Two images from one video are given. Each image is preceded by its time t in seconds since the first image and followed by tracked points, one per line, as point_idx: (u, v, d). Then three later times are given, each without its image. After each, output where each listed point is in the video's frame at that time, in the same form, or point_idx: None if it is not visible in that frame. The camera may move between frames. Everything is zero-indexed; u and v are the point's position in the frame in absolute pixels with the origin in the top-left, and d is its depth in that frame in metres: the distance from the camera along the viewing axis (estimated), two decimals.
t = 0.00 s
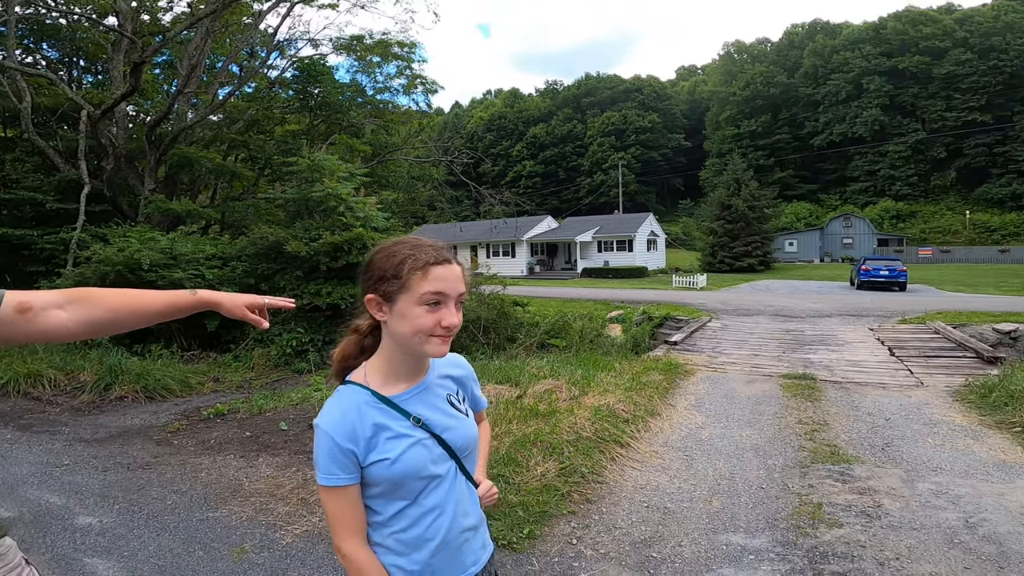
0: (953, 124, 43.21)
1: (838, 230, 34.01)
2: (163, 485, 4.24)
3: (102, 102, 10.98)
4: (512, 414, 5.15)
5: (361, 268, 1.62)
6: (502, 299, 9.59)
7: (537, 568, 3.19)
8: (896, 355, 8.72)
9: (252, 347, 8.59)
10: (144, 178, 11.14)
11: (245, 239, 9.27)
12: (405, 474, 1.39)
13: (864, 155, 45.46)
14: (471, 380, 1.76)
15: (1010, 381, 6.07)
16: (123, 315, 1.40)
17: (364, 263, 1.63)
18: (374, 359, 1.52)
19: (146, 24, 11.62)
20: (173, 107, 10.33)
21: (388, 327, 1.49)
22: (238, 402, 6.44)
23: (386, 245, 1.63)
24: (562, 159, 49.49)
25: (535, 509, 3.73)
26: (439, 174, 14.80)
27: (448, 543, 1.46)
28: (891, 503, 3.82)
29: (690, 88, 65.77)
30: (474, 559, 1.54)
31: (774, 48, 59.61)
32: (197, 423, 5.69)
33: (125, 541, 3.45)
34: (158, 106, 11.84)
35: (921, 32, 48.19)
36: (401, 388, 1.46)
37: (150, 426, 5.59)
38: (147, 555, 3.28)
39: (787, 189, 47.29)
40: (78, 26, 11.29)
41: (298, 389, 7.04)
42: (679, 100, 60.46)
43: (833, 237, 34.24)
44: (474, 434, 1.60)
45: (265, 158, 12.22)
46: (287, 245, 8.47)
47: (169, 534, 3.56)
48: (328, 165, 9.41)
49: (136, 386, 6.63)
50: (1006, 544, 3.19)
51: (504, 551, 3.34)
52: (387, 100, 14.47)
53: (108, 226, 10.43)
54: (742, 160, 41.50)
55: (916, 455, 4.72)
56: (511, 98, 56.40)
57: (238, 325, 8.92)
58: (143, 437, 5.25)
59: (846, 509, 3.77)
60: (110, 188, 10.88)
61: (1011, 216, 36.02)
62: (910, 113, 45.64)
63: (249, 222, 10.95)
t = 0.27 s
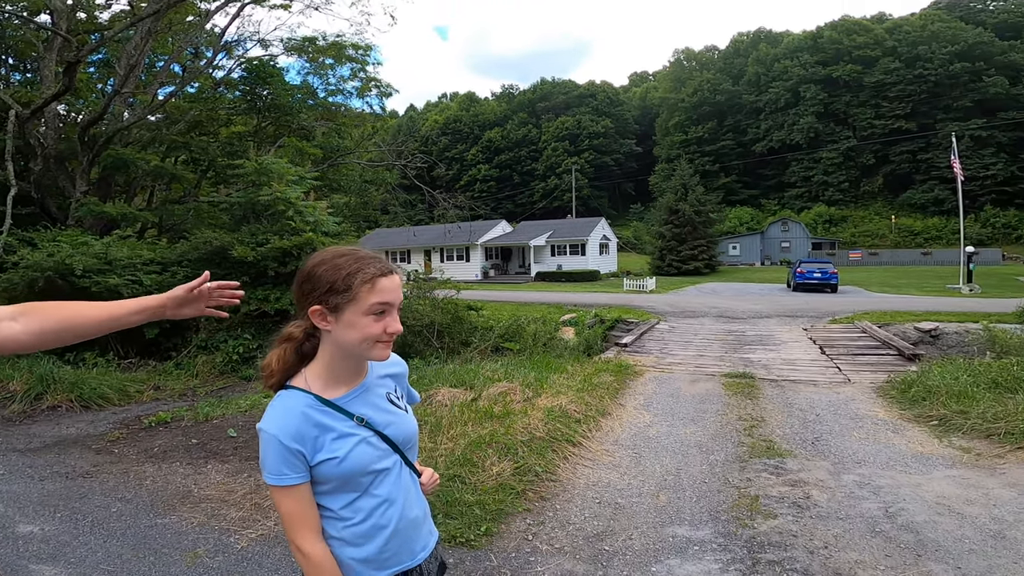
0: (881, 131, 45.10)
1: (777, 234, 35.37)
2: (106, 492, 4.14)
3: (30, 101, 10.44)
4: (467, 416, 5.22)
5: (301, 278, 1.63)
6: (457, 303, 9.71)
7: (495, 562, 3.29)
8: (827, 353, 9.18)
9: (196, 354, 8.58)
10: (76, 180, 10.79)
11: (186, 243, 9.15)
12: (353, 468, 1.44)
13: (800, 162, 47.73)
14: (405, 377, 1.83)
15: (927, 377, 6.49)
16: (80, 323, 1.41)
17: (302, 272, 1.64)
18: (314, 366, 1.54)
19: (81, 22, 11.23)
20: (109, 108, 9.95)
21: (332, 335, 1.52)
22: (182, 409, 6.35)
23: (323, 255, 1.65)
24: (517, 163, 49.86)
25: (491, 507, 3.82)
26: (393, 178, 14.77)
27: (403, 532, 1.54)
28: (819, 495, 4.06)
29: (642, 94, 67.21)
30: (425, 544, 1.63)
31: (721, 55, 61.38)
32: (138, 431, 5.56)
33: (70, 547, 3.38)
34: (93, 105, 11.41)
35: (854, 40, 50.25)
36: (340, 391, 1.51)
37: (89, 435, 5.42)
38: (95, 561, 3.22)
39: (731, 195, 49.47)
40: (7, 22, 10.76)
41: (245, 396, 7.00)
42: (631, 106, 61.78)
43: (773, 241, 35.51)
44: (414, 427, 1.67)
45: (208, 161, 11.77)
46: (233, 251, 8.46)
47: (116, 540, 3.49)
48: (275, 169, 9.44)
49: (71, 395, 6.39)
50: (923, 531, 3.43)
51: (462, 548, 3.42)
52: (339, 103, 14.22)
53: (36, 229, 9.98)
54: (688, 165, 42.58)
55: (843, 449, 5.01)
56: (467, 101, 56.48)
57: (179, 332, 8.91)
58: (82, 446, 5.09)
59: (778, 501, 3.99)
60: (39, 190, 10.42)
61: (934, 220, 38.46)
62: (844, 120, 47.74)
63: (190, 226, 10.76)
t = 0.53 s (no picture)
0: (826, 140, 46.77)
1: (730, 240, 36.47)
2: (48, 500, 4.02)
3: None
4: (426, 420, 5.25)
5: (255, 285, 1.61)
6: (416, 308, 9.77)
7: (456, 561, 3.35)
8: (772, 356, 9.55)
9: (140, 361, 8.44)
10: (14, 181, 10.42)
11: (130, 246, 8.96)
12: (311, 466, 1.48)
13: (751, 170, 49.55)
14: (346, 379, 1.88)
15: (862, 378, 6.83)
16: (28, 336, 1.40)
17: (255, 280, 1.62)
18: (271, 371, 1.55)
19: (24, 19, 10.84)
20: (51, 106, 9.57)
21: (292, 343, 1.54)
22: (127, 416, 6.23)
23: (277, 263, 1.65)
24: (479, 168, 49.94)
25: (452, 508, 3.88)
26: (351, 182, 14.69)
27: (358, 525, 1.60)
28: (762, 491, 4.25)
29: (602, 100, 68.19)
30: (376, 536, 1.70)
31: (679, 63, 62.69)
32: (81, 439, 5.40)
33: (12, 554, 3.30)
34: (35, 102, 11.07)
35: (803, 50, 51.96)
36: (294, 394, 1.55)
37: (29, 443, 5.24)
38: (41, 567, 3.15)
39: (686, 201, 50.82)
40: None
41: (194, 403, 6.94)
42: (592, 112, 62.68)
43: (725, 247, 36.58)
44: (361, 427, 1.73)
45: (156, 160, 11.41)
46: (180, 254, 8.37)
47: (63, 545, 3.42)
48: (228, 171, 9.30)
49: (10, 403, 6.15)
50: (856, 525, 3.63)
51: (423, 548, 3.46)
52: (297, 105, 14.09)
53: None
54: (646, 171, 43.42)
55: (786, 448, 5.24)
56: (430, 104, 56.33)
57: (123, 338, 8.84)
58: (21, 454, 4.92)
59: (725, 498, 4.16)
60: None
61: (872, 228, 40.72)
62: (794, 128, 49.45)
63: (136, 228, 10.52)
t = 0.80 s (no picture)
0: (785, 149, 48.11)
1: (693, 247, 37.25)
2: None
3: None
4: (392, 427, 5.26)
5: (222, 300, 1.57)
6: (382, 315, 9.76)
7: (423, 566, 3.37)
8: (731, 361, 9.82)
9: (90, 368, 8.30)
10: None
11: (82, 251, 8.79)
12: (273, 472, 1.52)
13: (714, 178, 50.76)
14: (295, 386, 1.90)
15: (814, 382, 7.09)
16: None
17: (221, 293, 1.58)
18: (239, 384, 1.55)
19: None
20: None
21: (266, 357, 1.55)
22: (79, 424, 6.17)
23: (241, 276, 1.63)
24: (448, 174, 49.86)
25: (418, 514, 3.90)
26: (317, 188, 14.58)
27: (318, 527, 1.67)
28: (720, 493, 4.39)
29: (571, 108, 68.84)
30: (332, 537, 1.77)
31: (646, 71, 63.66)
32: (29, 447, 5.33)
33: None
34: None
35: (764, 60, 53.27)
36: (256, 403, 1.57)
37: None
38: None
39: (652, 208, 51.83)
40: None
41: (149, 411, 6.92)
42: (561, 119, 63.30)
43: (688, 254, 37.34)
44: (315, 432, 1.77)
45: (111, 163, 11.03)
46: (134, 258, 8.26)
47: (15, 554, 3.41)
48: (187, 175, 9.42)
49: None
50: (806, 525, 3.77)
51: (390, 554, 3.48)
52: (261, 108, 14.01)
53: None
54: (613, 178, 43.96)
55: (743, 451, 5.40)
56: (400, 108, 56.12)
57: (72, 346, 8.85)
58: None
59: (685, 500, 4.28)
60: None
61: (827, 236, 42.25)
62: (756, 137, 50.72)
63: (86, 233, 10.30)
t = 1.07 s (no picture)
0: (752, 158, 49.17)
1: (664, 254, 37.85)
2: None
3: None
4: (364, 435, 5.25)
5: (201, 311, 1.57)
6: (353, 322, 9.70)
7: (398, 572, 3.39)
8: (700, 367, 10.02)
9: (49, 376, 8.13)
10: None
11: (39, 256, 8.54)
12: (250, 478, 1.54)
13: (684, 186, 51.66)
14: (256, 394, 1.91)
15: (778, 387, 7.29)
16: None
17: (197, 305, 1.58)
18: (215, 393, 1.56)
19: None
20: None
21: (246, 368, 1.58)
22: (38, 433, 6.22)
23: (216, 288, 1.63)
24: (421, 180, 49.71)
25: (392, 521, 3.91)
26: (287, 193, 14.40)
27: (291, 530, 1.70)
28: (688, 497, 4.50)
29: (546, 115, 69.30)
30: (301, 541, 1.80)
31: (619, 80, 64.48)
32: None
33: None
34: None
35: (734, 70, 54.36)
36: (229, 413, 1.59)
37: None
38: None
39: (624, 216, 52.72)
40: None
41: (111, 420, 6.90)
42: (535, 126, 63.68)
43: (660, 261, 37.89)
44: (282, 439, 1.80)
45: (71, 166, 10.58)
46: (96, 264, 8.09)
47: None
48: (152, 180, 9.29)
49: None
50: (771, 528, 3.89)
51: (365, 560, 3.49)
52: (230, 112, 13.79)
53: None
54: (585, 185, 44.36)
55: (711, 455, 5.54)
56: (374, 113, 55.78)
57: (28, 354, 8.67)
58: None
59: (655, 504, 4.38)
60: None
61: (790, 243, 43.33)
62: (725, 147, 51.76)
63: (43, 237, 10.03)
